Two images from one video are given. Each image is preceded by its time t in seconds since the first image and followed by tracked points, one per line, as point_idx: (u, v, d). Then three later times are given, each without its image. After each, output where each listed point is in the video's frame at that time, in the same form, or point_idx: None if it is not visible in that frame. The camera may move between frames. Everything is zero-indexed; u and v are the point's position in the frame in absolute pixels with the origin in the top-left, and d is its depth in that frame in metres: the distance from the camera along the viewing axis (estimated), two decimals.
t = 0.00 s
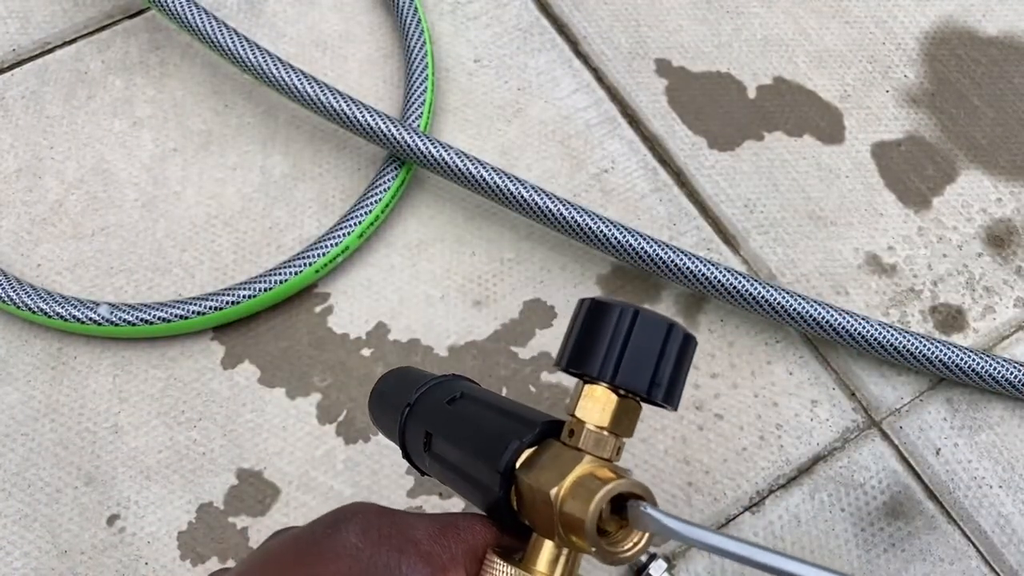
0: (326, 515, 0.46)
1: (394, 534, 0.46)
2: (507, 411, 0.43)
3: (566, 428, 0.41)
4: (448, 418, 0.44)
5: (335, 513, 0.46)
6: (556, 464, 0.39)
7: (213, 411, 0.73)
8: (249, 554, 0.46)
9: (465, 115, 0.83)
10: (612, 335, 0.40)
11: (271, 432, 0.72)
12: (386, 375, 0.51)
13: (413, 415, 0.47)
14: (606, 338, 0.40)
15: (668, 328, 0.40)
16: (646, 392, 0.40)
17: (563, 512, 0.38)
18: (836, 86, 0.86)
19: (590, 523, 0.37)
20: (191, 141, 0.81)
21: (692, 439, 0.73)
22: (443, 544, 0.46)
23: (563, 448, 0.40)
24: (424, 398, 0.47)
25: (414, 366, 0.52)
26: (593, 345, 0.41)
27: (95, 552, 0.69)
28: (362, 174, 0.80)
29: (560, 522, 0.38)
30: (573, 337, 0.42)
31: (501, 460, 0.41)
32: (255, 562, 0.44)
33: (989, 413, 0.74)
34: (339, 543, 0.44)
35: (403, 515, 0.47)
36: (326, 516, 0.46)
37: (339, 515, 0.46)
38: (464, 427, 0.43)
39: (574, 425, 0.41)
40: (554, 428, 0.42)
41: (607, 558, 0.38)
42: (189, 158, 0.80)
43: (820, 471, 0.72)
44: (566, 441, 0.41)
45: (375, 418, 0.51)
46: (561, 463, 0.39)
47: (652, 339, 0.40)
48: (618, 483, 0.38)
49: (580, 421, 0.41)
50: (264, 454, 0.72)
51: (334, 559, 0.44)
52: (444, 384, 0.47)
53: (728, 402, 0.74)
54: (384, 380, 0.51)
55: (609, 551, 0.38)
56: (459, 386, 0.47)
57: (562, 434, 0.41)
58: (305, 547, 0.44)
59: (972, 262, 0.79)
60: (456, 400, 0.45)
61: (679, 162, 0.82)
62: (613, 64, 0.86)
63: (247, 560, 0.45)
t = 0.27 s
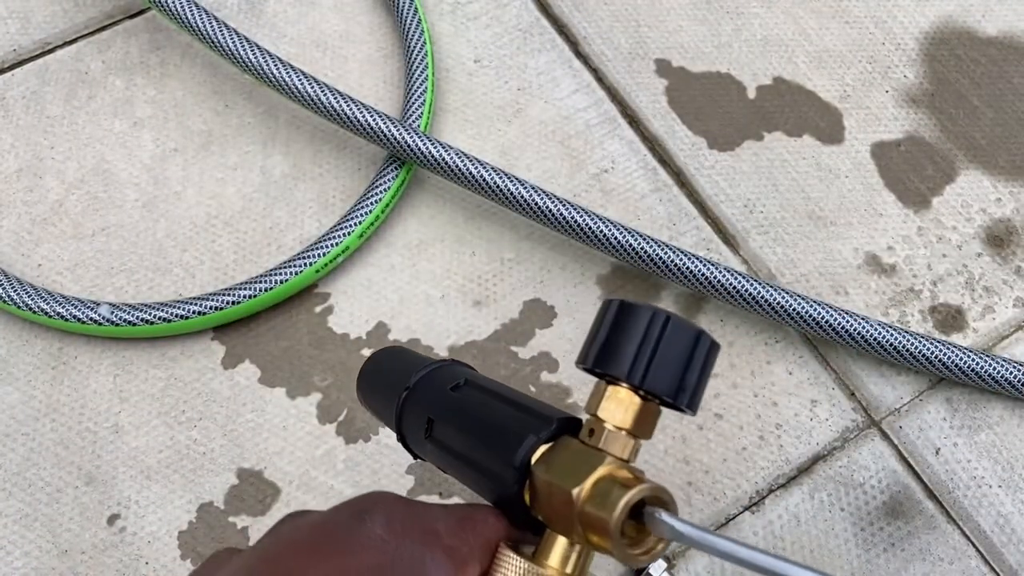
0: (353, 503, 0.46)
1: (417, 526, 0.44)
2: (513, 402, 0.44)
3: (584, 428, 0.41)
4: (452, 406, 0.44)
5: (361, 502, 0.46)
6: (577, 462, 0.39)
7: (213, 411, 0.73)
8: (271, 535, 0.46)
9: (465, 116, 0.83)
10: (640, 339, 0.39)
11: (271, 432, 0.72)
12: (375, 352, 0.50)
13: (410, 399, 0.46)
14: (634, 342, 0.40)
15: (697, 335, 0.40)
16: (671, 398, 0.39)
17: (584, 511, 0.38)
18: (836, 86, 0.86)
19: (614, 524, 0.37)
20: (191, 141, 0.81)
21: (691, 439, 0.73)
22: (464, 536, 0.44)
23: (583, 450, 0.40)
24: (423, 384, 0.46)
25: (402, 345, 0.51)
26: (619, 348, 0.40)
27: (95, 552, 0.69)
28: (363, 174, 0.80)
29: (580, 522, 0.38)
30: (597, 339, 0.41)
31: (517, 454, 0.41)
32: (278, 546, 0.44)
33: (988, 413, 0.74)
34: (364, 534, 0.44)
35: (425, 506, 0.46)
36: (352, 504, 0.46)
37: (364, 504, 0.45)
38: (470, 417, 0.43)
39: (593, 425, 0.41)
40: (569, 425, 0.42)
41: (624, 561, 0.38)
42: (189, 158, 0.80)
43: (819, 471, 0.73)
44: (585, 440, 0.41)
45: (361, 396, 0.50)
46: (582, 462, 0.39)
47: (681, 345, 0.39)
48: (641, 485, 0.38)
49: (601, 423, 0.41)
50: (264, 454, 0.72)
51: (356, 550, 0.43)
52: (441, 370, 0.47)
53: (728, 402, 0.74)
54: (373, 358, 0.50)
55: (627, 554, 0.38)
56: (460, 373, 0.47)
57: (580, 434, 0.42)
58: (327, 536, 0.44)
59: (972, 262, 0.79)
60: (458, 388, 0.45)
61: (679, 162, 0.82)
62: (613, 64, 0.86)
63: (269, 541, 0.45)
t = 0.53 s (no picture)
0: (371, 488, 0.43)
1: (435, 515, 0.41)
2: (505, 385, 0.42)
3: (590, 413, 0.40)
4: (442, 390, 0.43)
5: (378, 488, 0.42)
6: (585, 446, 0.38)
7: (213, 411, 0.73)
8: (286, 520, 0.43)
9: (465, 116, 0.83)
10: (649, 328, 0.39)
11: (271, 432, 0.72)
12: (353, 338, 0.48)
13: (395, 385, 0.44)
14: (642, 330, 0.39)
15: (703, 320, 0.40)
16: (680, 385, 0.39)
17: (594, 495, 0.37)
18: (836, 86, 0.86)
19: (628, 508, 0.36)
20: (191, 141, 0.81)
21: (691, 439, 0.73)
22: (478, 525, 0.40)
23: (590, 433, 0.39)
24: (407, 368, 0.44)
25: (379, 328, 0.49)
26: (626, 337, 0.40)
27: (95, 552, 0.69)
28: (362, 174, 0.80)
29: (590, 505, 0.37)
30: (602, 329, 0.41)
31: (520, 440, 0.39)
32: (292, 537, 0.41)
33: (988, 413, 0.74)
34: (382, 524, 0.40)
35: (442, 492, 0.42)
36: (370, 489, 0.42)
37: (382, 491, 0.42)
38: (462, 402, 0.42)
39: (600, 410, 0.40)
40: (571, 409, 0.41)
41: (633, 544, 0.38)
42: (189, 158, 0.80)
43: (819, 471, 0.73)
44: (591, 425, 0.40)
45: (341, 383, 0.48)
46: (591, 446, 0.38)
47: (689, 332, 0.39)
48: (653, 469, 0.37)
49: (607, 407, 0.40)
50: (264, 454, 0.72)
51: (371, 542, 0.40)
52: (426, 354, 0.45)
53: (728, 402, 0.74)
54: (351, 343, 0.48)
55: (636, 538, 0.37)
56: (446, 356, 0.45)
57: (584, 418, 0.41)
58: (342, 527, 0.40)
59: (972, 262, 0.79)
60: (446, 371, 0.43)
61: (678, 162, 0.82)
62: (613, 64, 0.86)
63: (285, 528, 0.42)
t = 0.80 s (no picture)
0: (391, 465, 0.40)
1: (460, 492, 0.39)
2: (491, 356, 0.42)
3: (594, 391, 0.40)
4: (428, 362, 0.42)
5: (400, 464, 0.40)
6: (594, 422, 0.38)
7: (213, 411, 0.73)
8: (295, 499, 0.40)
9: (465, 116, 0.83)
10: (659, 303, 0.40)
11: (271, 432, 0.72)
12: (326, 306, 0.48)
13: (374, 355, 0.44)
14: (653, 305, 0.40)
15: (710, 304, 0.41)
16: (685, 364, 0.40)
17: (606, 470, 0.37)
18: (836, 86, 0.86)
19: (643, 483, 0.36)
20: (191, 141, 0.81)
21: (691, 439, 0.73)
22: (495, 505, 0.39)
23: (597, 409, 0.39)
24: (388, 339, 0.44)
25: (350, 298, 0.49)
26: (636, 313, 0.40)
27: (95, 552, 0.69)
28: (362, 174, 0.80)
29: (600, 481, 0.37)
30: (608, 303, 0.41)
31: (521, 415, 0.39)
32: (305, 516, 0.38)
33: (988, 413, 0.74)
34: (410, 501, 0.38)
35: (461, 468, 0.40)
36: (391, 467, 0.40)
37: (405, 468, 0.39)
38: (450, 374, 0.41)
39: (605, 389, 0.40)
40: (572, 386, 0.40)
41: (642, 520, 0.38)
42: (189, 158, 0.80)
43: (819, 471, 0.73)
44: (596, 402, 0.40)
45: (313, 353, 0.47)
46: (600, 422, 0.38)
47: (698, 312, 0.40)
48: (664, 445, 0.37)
49: (612, 386, 0.40)
50: (264, 454, 0.72)
51: (400, 518, 0.37)
52: (405, 323, 0.45)
53: (728, 402, 0.74)
54: (325, 312, 0.47)
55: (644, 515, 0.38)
56: (428, 327, 0.44)
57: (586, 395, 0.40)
58: (365, 501, 0.38)
59: (972, 262, 0.79)
60: (430, 342, 0.43)
61: (678, 162, 0.82)
62: (613, 64, 0.86)
63: (294, 508, 0.39)
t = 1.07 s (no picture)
0: (410, 449, 0.39)
1: (480, 482, 0.39)
2: (500, 327, 0.41)
3: (611, 370, 0.40)
4: (435, 334, 0.41)
5: (421, 450, 0.39)
6: (611, 404, 0.38)
7: (212, 411, 0.73)
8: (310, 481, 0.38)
9: (465, 115, 0.83)
10: (683, 281, 0.39)
11: (271, 432, 0.72)
12: (324, 267, 0.46)
13: (378, 323, 0.43)
14: (677, 283, 0.39)
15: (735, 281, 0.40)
16: (709, 343, 0.40)
17: (623, 453, 0.37)
18: (837, 86, 0.86)
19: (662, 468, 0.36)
20: (190, 141, 0.81)
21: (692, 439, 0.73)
22: (509, 487, 0.40)
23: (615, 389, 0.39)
24: (393, 305, 0.43)
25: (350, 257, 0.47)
26: (660, 294, 0.39)
27: (94, 552, 0.68)
28: (362, 174, 0.80)
29: (617, 463, 0.38)
30: (630, 283, 0.40)
31: (535, 395, 0.39)
32: (325, 502, 0.35)
33: (989, 413, 0.74)
34: (434, 491, 0.37)
35: (478, 449, 0.40)
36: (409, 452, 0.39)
37: (423, 453, 0.39)
38: (457, 347, 0.41)
39: (623, 368, 0.40)
40: (587, 364, 0.40)
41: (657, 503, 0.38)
42: (188, 157, 0.80)
43: (820, 471, 0.72)
44: (613, 382, 0.40)
45: (311, 315, 0.46)
46: (618, 404, 0.38)
47: (722, 293, 0.40)
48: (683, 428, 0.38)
49: (632, 364, 0.40)
50: (263, 454, 0.71)
51: (422, 503, 0.36)
52: (410, 288, 0.44)
53: (729, 402, 0.74)
54: (324, 274, 0.46)
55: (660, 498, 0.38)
56: (433, 292, 0.43)
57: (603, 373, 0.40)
58: (381, 485, 0.36)
59: (973, 262, 0.78)
60: (436, 311, 0.42)
61: (679, 162, 0.82)
62: (613, 64, 0.86)
63: (309, 493, 0.37)
